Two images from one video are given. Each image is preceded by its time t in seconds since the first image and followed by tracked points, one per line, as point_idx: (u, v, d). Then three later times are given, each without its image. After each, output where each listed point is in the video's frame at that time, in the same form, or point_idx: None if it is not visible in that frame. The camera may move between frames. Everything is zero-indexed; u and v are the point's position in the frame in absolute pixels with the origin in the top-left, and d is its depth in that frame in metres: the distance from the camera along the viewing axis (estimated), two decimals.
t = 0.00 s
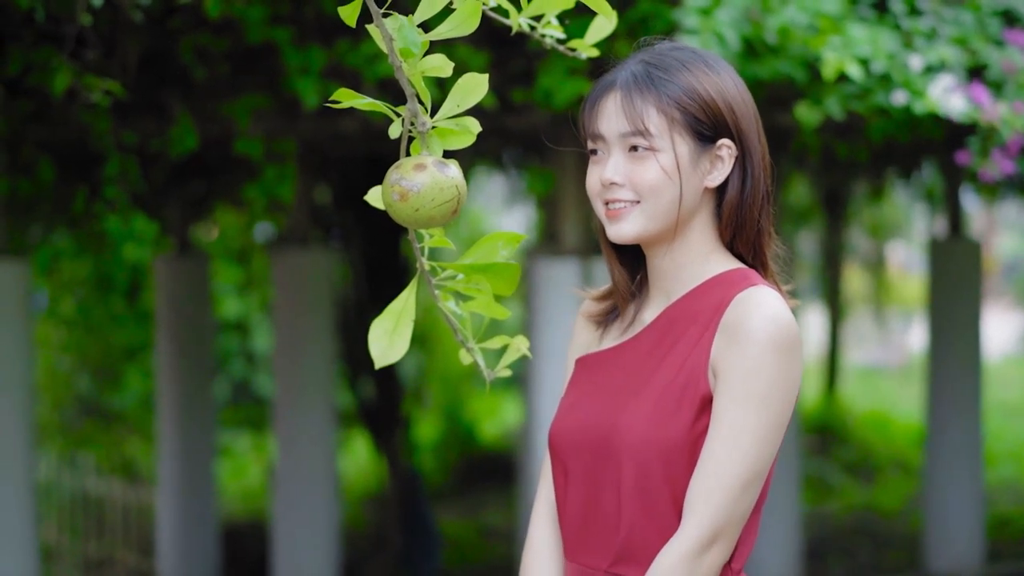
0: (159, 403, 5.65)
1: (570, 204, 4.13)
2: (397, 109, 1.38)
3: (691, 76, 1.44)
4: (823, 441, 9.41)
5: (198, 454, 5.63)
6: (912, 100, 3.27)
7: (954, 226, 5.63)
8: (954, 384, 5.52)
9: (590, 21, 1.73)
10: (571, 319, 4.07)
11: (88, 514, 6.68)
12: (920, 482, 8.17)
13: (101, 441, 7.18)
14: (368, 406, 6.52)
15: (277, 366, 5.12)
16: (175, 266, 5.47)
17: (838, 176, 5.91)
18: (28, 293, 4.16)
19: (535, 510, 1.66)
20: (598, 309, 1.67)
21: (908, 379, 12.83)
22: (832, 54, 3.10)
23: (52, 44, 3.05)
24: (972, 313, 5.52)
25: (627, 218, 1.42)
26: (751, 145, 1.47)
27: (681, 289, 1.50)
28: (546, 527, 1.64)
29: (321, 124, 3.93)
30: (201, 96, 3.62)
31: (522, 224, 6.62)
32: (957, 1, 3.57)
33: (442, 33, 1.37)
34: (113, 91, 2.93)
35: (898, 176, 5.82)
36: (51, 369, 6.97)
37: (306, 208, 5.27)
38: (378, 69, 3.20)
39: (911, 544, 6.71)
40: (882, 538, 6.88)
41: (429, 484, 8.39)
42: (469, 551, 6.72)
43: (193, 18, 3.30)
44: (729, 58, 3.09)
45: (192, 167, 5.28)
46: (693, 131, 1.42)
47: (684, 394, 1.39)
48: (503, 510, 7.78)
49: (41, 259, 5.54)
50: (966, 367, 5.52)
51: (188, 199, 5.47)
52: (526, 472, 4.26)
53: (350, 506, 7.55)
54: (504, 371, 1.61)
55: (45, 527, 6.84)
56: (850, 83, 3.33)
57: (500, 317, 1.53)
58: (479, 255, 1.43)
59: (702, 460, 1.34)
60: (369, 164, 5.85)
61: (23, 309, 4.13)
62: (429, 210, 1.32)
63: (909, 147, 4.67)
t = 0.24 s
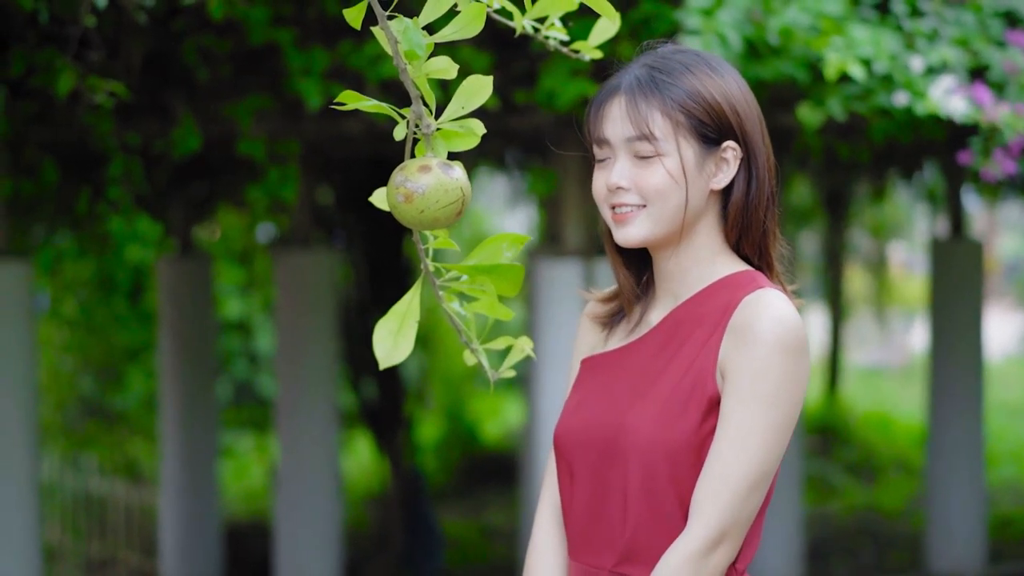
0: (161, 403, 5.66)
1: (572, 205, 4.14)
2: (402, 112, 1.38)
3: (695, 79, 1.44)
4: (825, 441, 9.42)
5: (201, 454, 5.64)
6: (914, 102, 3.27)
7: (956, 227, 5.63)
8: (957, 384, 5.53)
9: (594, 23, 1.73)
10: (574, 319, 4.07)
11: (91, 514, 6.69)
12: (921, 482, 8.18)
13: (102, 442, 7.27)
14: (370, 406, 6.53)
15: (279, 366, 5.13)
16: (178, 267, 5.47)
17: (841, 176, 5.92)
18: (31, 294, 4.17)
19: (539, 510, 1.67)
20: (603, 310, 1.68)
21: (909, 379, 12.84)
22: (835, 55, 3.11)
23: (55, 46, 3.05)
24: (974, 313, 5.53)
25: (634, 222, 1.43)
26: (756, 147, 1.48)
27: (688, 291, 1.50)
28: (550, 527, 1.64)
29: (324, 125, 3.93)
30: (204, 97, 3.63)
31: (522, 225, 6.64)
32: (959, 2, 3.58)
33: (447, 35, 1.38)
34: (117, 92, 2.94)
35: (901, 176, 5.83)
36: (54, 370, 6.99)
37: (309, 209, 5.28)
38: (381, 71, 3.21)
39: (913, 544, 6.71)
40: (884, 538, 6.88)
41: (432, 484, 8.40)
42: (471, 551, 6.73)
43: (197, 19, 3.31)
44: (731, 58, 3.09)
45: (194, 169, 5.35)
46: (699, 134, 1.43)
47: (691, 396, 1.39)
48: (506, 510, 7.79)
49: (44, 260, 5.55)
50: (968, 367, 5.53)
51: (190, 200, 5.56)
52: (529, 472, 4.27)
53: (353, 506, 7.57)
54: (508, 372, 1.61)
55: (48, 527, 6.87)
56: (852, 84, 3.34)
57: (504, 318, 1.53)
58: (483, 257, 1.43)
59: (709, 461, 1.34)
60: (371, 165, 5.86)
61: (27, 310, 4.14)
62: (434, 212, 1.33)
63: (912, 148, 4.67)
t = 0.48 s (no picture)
0: (164, 404, 5.66)
1: (575, 206, 4.14)
2: (408, 114, 1.39)
3: (700, 84, 1.45)
4: (827, 442, 9.42)
5: (203, 454, 5.65)
6: (917, 103, 3.27)
7: (959, 227, 5.64)
8: (959, 385, 5.53)
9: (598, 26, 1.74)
10: (577, 320, 4.08)
11: (95, 514, 6.71)
12: (924, 483, 8.18)
13: (107, 442, 7.24)
14: (373, 406, 6.54)
15: (282, 367, 5.14)
16: (182, 267, 5.48)
17: (843, 177, 5.93)
18: (35, 295, 4.18)
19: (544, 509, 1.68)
20: (608, 312, 1.68)
21: (911, 380, 12.84)
22: (838, 55, 3.11)
23: (60, 47, 3.06)
24: (976, 314, 5.53)
25: (642, 228, 1.43)
26: (762, 150, 1.48)
27: (696, 294, 1.51)
28: (556, 527, 1.65)
29: (327, 126, 3.94)
30: (207, 99, 3.65)
31: (525, 226, 6.65)
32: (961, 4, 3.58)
33: (452, 38, 1.38)
34: (122, 94, 2.95)
35: (903, 177, 5.83)
36: (57, 371, 7.00)
37: (312, 210, 5.29)
38: (385, 72, 3.22)
39: (915, 544, 6.71)
40: (886, 538, 6.89)
41: (434, 484, 8.41)
42: (474, 551, 6.74)
43: (201, 21, 3.32)
44: (734, 60, 3.10)
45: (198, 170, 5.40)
46: (705, 139, 1.44)
47: (700, 398, 1.40)
48: (508, 510, 7.80)
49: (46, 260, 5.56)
50: (970, 368, 5.53)
51: (194, 200, 5.61)
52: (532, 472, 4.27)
53: (356, 506, 7.57)
54: (513, 373, 1.62)
55: (52, 527, 6.88)
56: (855, 85, 3.34)
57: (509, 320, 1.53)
58: (487, 258, 1.44)
59: (718, 463, 1.35)
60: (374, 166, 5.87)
61: (31, 310, 4.15)
62: (440, 214, 1.33)
63: (914, 149, 4.68)
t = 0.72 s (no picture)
0: (165, 404, 5.67)
1: (575, 207, 4.15)
2: (412, 117, 1.39)
3: (704, 87, 1.46)
4: (827, 442, 9.43)
5: (204, 454, 5.65)
6: (918, 104, 3.28)
7: (959, 228, 5.65)
8: (959, 385, 5.54)
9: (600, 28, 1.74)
10: (578, 320, 4.09)
11: (96, 513, 6.72)
12: (924, 483, 8.19)
13: (108, 442, 7.24)
14: (374, 406, 6.55)
15: (283, 367, 5.14)
16: (183, 267, 5.49)
17: (844, 178, 5.94)
18: (37, 295, 4.19)
19: (545, 510, 1.68)
20: (610, 313, 1.69)
21: (911, 380, 12.84)
22: (839, 56, 3.11)
23: (63, 48, 3.07)
24: (977, 314, 5.54)
25: (648, 232, 1.43)
26: (766, 152, 1.49)
27: (701, 296, 1.52)
28: (558, 528, 1.65)
29: (329, 127, 3.94)
30: (208, 100, 3.65)
31: (525, 226, 6.65)
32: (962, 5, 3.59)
33: (456, 41, 1.39)
34: (124, 95, 2.95)
35: (903, 177, 5.84)
36: (58, 370, 7.01)
37: (313, 210, 5.30)
38: (387, 73, 3.22)
39: (915, 544, 6.72)
40: (886, 538, 6.90)
41: (435, 484, 8.42)
42: (474, 551, 6.74)
43: (203, 22, 3.32)
44: (735, 61, 3.10)
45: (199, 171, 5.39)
46: (710, 143, 1.44)
47: (707, 400, 1.40)
48: (508, 510, 7.80)
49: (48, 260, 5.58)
50: (971, 368, 5.54)
51: (195, 200, 5.63)
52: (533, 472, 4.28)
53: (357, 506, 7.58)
54: (516, 374, 1.62)
55: (53, 527, 6.89)
56: (856, 86, 3.35)
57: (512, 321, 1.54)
58: (491, 260, 1.44)
59: (726, 465, 1.35)
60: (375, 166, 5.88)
61: (33, 310, 4.16)
62: (444, 217, 1.34)
63: (915, 150, 4.69)
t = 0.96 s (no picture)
0: (166, 403, 5.67)
1: (577, 206, 4.15)
2: (417, 117, 1.39)
3: (709, 89, 1.47)
4: (827, 441, 9.44)
5: (205, 453, 5.66)
6: (919, 105, 3.29)
7: (960, 227, 5.65)
8: (960, 385, 5.55)
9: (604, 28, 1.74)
10: (580, 319, 4.09)
11: (97, 511, 6.73)
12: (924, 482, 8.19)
13: (108, 441, 7.22)
14: (375, 405, 6.55)
15: (285, 366, 5.15)
16: (183, 266, 5.50)
17: (844, 177, 5.95)
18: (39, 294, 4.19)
19: (548, 511, 1.68)
20: (613, 313, 1.70)
21: (912, 379, 12.85)
22: (841, 56, 3.12)
23: (65, 48, 3.08)
24: (977, 313, 5.55)
25: (655, 235, 1.44)
26: (770, 153, 1.50)
27: (707, 297, 1.52)
28: (561, 528, 1.66)
29: (331, 126, 3.94)
30: (210, 100, 3.64)
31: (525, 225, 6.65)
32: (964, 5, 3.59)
33: (461, 42, 1.39)
34: (128, 95, 2.96)
35: (904, 177, 5.85)
36: (59, 370, 7.00)
37: (315, 209, 5.31)
38: (389, 73, 3.23)
39: (917, 544, 6.73)
40: (887, 538, 6.90)
41: (436, 483, 8.42)
42: (476, 551, 6.75)
43: (204, 21, 3.32)
44: (737, 61, 3.11)
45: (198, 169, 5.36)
46: (716, 145, 1.45)
47: (713, 400, 1.41)
48: (509, 510, 7.81)
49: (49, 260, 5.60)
50: (972, 368, 5.54)
51: (197, 200, 5.61)
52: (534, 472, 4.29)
53: (358, 506, 7.59)
54: (521, 374, 1.63)
55: (54, 526, 6.89)
56: (857, 86, 3.35)
57: (516, 321, 1.54)
58: (495, 261, 1.44)
59: (734, 466, 1.36)
60: (376, 165, 5.88)
61: (35, 309, 4.17)
62: (449, 218, 1.34)
63: (916, 149, 4.69)
